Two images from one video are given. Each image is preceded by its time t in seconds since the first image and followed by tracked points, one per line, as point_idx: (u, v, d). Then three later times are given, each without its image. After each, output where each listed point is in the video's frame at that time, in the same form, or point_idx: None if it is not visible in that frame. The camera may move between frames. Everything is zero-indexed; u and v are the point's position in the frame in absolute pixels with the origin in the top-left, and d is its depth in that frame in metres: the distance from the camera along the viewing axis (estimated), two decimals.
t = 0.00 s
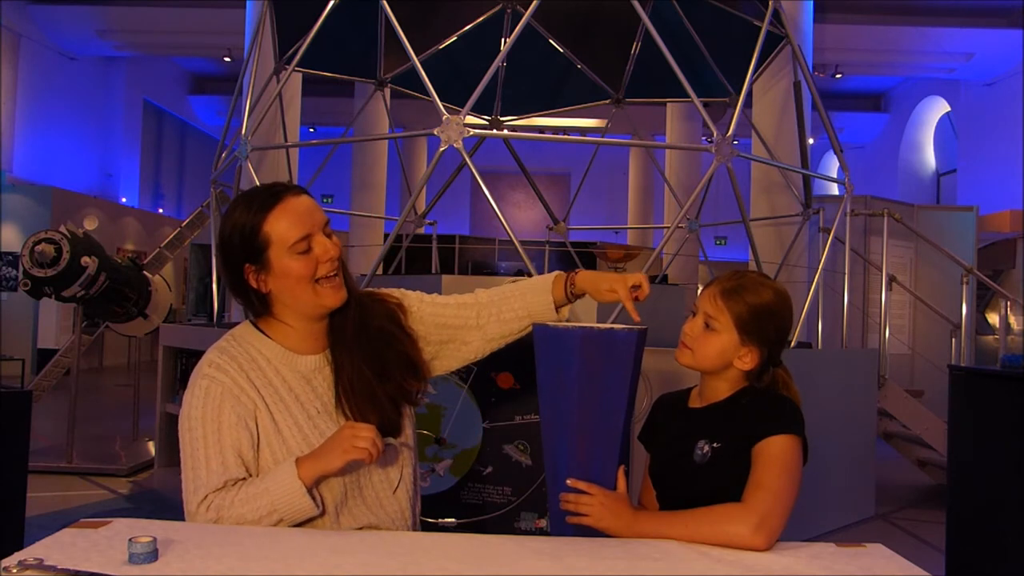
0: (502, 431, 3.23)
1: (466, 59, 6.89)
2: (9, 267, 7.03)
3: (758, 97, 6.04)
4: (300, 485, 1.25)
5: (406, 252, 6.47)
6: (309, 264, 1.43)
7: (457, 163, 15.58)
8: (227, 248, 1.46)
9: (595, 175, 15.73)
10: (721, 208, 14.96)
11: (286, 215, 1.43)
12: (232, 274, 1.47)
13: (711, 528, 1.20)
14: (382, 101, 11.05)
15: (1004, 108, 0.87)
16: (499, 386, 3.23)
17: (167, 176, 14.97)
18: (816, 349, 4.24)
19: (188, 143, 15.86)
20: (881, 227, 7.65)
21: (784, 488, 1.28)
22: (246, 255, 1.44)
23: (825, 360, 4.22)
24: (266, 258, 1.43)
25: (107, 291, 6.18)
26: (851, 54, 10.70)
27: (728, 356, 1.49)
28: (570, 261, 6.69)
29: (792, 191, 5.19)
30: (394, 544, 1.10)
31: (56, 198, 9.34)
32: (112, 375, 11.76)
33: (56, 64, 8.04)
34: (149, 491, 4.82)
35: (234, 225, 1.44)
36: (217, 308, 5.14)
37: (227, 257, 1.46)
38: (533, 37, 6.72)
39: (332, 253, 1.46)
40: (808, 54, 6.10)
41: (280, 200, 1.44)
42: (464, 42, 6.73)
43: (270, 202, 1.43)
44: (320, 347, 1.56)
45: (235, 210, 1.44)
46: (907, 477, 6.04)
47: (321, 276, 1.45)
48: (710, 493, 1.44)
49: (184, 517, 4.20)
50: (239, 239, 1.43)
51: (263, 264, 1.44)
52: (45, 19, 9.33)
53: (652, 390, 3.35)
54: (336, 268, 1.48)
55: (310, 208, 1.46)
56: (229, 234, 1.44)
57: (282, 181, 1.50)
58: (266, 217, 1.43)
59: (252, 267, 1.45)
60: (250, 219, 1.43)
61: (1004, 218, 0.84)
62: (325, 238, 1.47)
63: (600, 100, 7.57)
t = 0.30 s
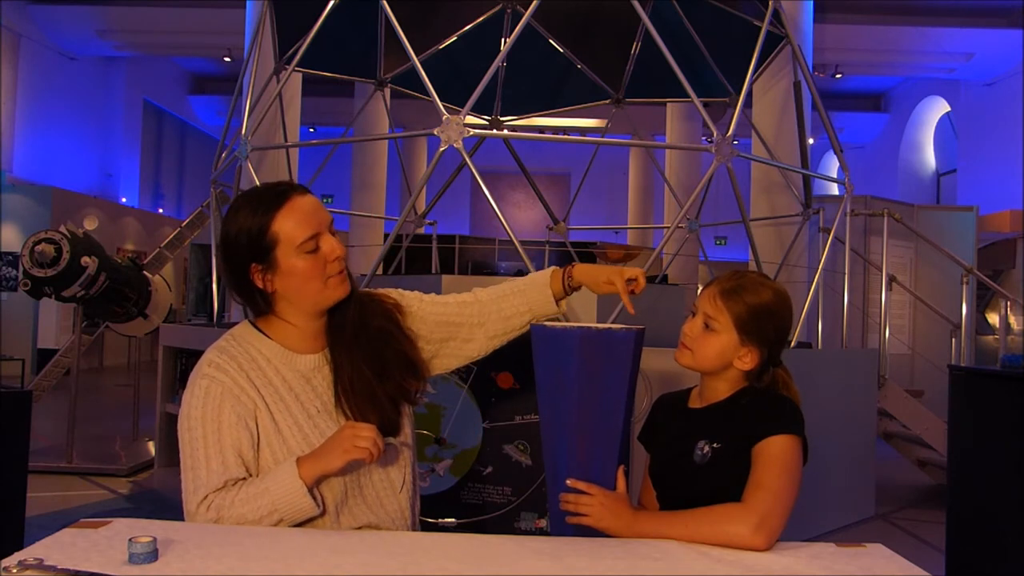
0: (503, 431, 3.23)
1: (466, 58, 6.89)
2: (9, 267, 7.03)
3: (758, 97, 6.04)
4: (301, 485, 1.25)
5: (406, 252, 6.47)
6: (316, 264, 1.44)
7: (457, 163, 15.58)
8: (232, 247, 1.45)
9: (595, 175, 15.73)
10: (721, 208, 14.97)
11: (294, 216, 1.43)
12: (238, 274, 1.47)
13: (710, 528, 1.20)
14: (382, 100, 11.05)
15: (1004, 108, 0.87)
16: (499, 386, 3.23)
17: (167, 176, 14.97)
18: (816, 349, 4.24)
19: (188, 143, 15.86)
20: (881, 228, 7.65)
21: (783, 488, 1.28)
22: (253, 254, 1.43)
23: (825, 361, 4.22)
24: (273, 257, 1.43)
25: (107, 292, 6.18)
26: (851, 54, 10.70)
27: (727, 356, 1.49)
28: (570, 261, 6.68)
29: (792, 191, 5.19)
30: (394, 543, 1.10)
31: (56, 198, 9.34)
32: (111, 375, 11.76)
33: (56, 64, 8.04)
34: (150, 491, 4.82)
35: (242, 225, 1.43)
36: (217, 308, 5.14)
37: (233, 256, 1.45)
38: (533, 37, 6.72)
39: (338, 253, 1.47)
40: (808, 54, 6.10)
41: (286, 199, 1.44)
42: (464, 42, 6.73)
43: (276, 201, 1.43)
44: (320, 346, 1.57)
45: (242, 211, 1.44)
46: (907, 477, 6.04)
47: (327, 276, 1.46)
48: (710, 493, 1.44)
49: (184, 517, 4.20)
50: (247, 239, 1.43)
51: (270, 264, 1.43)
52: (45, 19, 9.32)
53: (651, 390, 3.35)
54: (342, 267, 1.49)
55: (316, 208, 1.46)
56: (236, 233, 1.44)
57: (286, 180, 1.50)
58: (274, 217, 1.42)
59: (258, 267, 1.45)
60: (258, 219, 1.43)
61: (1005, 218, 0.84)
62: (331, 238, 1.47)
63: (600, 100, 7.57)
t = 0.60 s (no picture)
0: (503, 431, 3.23)
1: (466, 58, 6.90)
2: (8, 266, 7.02)
3: (758, 97, 6.04)
4: (306, 481, 1.25)
5: (407, 251, 6.47)
6: (320, 265, 1.45)
7: (457, 163, 15.58)
8: (234, 246, 1.44)
9: (595, 175, 15.74)
10: (721, 208, 14.97)
11: (299, 217, 1.43)
12: (239, 272, 1.46)
13: (711, 528, 1.20)
14: (382, 100, 11.05)
15: (1003, 108, 0.88)
16: (499, 385, 3.23)
17: (167, 176, 14.97)
18: (816, 349, 4.24)
19: (188, 143, 15.86)
20: (881, 227, 7.65)
21: (785, 488, 1.28)
22: (256, 254, 1.43)
23: (825, 361, 4.22)
24: (277, 257, 1.42)
25: (107, 292, 6.17)
26: (851, 54, 10.70)
27: (728, 357, 1.49)
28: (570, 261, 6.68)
29: (792, 191, 5.19)
30: (394, 544, 1.10)
31: (56, 198, 9.34)
32: (112, 375, 11.76)
33: (55, 64, 8.04)
34: (150, 491, 4.82)
35: (246, 225, 1.42)
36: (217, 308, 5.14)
37: (235, 255, 1.44)
38: (533, 37, 6.72)
39: (342, 255, 1.48)
40: (808, 54, 6.10)
41: (291, 200, 1.44)
42: (464, 42, 6.73)
43: (281, 202, 1.43)
44: (319, 345, 1.57)
45: (246, 211, 1.43)
46: (907, 477, 6.04)
47: (330, 277, 1.47)
48: (710, 493, 1.44)
49: (184, 518, 4.20)
50: (252, 238, 1.42)
51: (274, 263, 1.43)
52: (45, 19, 9.32)
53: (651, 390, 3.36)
54: (343, 269, 1.50)
55: (319, 209, 1.47)
56: (240, 233, 1.43)
57: (290, 180, 1.50)
58: (279, 217, 1.42)
59: (261, 266, 1.44)
60: (264, 219, 1.42)
61: (1005, 218, 0.85)
62: (334, 239, 1.48)
63: (600, 100, 7.57)
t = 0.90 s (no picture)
0: (503, 430, 3.23)
1: (466, 58, 6.90)
2: (9, 266, 7.01)
3: (758, 97, 6.04)
4: (309, 476, 1.26)
5: (406, 251, 6.47)
6: (322, 264, 1.44)
7: (457, 163, 15.58)
8: (240, 241, 1.44)
9: (595, 175, 15.73)
10: (721, 208, 14.97)
11: (304, 216, 1.43)
12: (242, 267, 1.46)
13: (711, 528, 1.20)
14: (382, 100, 11.05)
15: (1004, 108, 0.88)
16: (499, 386, 3.23)
17: (167, 176, 14.97)
18: (816, 349, 4.24)
19: (188, 143, 15.86)
20: (881, 227, 7.65)
21: (784, 488, 1.28)
22: (261, 249, 1.43)
23: (825, 361, 4.21)
24: (281, 254, 1.42)
25: (107, 292, 6.17)
26: (851, 54, 10.69)
27: (728, 357, 1.50)
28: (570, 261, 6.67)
29: (792, 191, 5.19)
30: (394, 544, 1.10)
31: (56, 198, 9.33)
32: (112, 375, 11.76)
33: (55, 64, 8.04)
34: (150, 491, 4.82)
35: (252, 222, 1.43)
36: (217, 308, 5.14)
37: (239, 250, 1.45)
38: (533, 37, 6.72)
39: (345, 255, 1.48)
40: (808, 54, 6.10)
41: (298, 198, 1.44)
42: (464, 42, 6.73)
43: (288, 199, 1.43)
44: (321, 341, 1.57)
45: (252, 207, 1.43)
46: (907, 477, 6.04)
47: (332, 276, 1.47)
48: (711, 493, 1.43)
49: (185, 517, 4.20)
50: (257, 234, 1.42)
51: (277, 259, 1.43)
52: (45, 19, 9.31)
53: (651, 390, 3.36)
54: (345, 270, 1.50)
55: (325, 209, 1.47)
56: (246, 228, 1.43)
57: (297, 179, 1.50)
58: (285, 214, 1.42)
59: (265, 261, 1.44)
60: (270, 215, 1.42)
61: (1005, 218, 0.85)
62: (339, 239, 1.48)
63: (600, 100, 7.57)
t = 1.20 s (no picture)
0: (503, 431, 3.23)
1: (466, 58, 6.90)
2: (8, 266, 7.00)
3: (758, 97, 6.03)
4: (319, 468, 1.28)
5: (406, 251, 6.47)
6: (323, 261, 1.43)
7: (457, 163, 15.58)
8: (244, 237, 1.46)
9: (595, 175, 15.74)
10: (721, 208, 14.98)
11: (306, 214, 1.43)
12: (246, 264, 1.48)
13: (711, 528, 1.20)
14: (382, 100, 11.06)
15: (1006, 107, 0.88)
16: (499, 386, 3.23)
17: (167, 176, 14.97)
18: (816, 349, 4.24)
19: (188, 143, 15.86)
20: (880, 227, 7.65)
21: (785, 488, 1.28)
22: (262, 244, 1.44)
23: (825, 361, 4.22)
24: (282, 248, 1.42)
25: (107, 292, 6.17)
26: (851, 54, 10.69)
27: (753, 350, 1.49)
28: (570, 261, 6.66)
29: (792, 191, 5.20)
30: (395, 544, 1.10)
31: (56, 198, 9.33)
32: (111, 375, 11.77)
33: (56, 64, 8.04)
34: (150, 491, 4.82)
35: (254, 218, 1.44)
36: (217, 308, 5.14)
37: (243, 247, 1.46)
38: (533, 37, 6.73)
39: (347, 256, 1.46)
40: (809, 54, 6.10)
41: (302, 196, 1.45)
42: (464, 42, 6.73)
43: (292, 197, 1.44)
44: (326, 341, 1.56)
45: (257, 205, 1.45)
46: (908, 477, 6.04)
47: (333, 274, 1.45)
48: (714, 495, 1.43)
49: (185, 518, 4.20)
50: (259, 229, 1.43)
51: (278, 254, 1.43)
52: (45, 19, 9.31)
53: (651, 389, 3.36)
54: (348, 269, 1.48)
55: (330, 208, 1.47)
56: (248, 225, 1.44)
57: (305, 179, 1.51)
58: (288, 211, 1.43)
59: (266, 256, 1.44)
60: (274, 212, 1.44)
61: (1004, 219, 0.85)
62: (341, 239, 1.47)
63: (600, 100, 7.57)
